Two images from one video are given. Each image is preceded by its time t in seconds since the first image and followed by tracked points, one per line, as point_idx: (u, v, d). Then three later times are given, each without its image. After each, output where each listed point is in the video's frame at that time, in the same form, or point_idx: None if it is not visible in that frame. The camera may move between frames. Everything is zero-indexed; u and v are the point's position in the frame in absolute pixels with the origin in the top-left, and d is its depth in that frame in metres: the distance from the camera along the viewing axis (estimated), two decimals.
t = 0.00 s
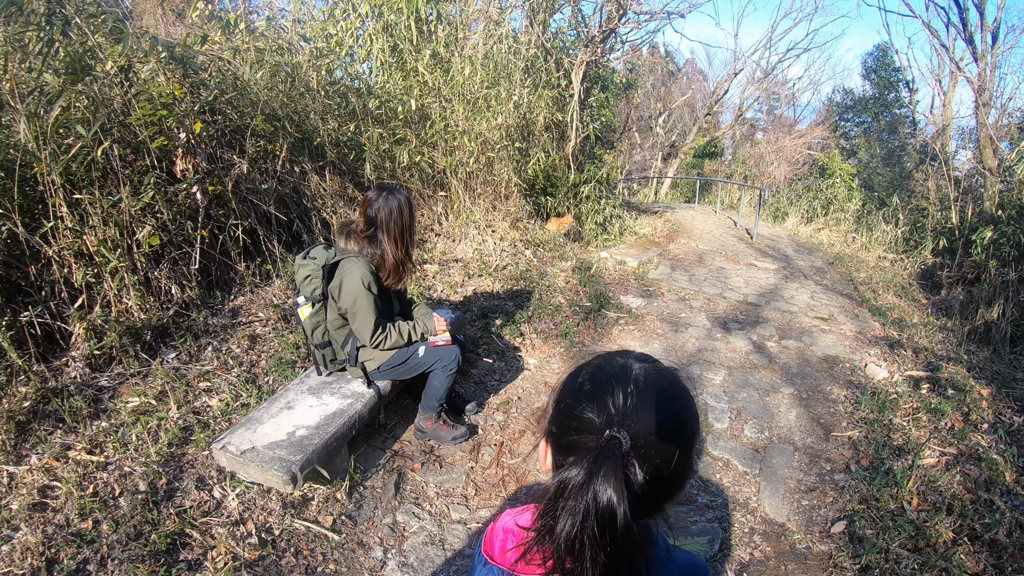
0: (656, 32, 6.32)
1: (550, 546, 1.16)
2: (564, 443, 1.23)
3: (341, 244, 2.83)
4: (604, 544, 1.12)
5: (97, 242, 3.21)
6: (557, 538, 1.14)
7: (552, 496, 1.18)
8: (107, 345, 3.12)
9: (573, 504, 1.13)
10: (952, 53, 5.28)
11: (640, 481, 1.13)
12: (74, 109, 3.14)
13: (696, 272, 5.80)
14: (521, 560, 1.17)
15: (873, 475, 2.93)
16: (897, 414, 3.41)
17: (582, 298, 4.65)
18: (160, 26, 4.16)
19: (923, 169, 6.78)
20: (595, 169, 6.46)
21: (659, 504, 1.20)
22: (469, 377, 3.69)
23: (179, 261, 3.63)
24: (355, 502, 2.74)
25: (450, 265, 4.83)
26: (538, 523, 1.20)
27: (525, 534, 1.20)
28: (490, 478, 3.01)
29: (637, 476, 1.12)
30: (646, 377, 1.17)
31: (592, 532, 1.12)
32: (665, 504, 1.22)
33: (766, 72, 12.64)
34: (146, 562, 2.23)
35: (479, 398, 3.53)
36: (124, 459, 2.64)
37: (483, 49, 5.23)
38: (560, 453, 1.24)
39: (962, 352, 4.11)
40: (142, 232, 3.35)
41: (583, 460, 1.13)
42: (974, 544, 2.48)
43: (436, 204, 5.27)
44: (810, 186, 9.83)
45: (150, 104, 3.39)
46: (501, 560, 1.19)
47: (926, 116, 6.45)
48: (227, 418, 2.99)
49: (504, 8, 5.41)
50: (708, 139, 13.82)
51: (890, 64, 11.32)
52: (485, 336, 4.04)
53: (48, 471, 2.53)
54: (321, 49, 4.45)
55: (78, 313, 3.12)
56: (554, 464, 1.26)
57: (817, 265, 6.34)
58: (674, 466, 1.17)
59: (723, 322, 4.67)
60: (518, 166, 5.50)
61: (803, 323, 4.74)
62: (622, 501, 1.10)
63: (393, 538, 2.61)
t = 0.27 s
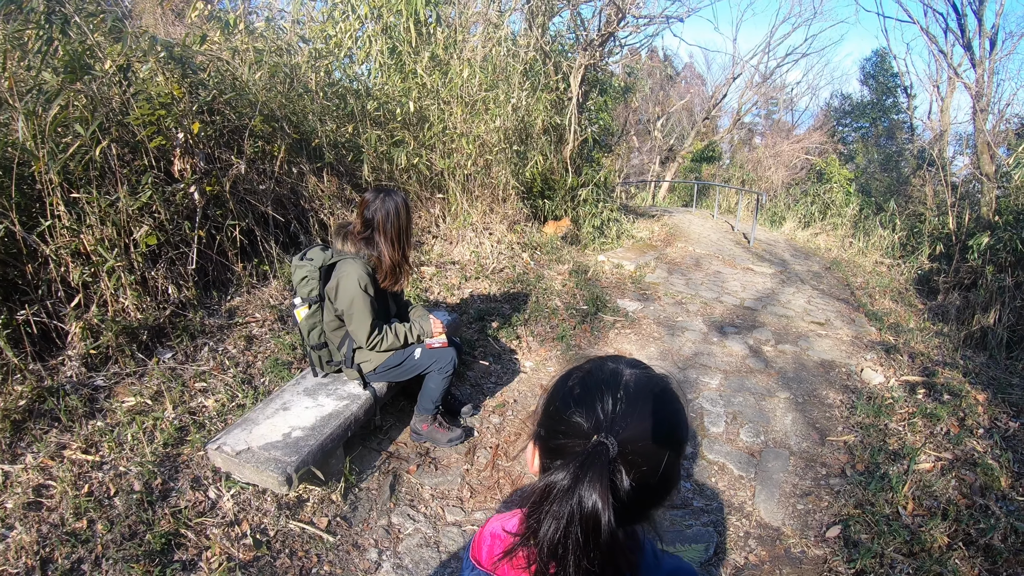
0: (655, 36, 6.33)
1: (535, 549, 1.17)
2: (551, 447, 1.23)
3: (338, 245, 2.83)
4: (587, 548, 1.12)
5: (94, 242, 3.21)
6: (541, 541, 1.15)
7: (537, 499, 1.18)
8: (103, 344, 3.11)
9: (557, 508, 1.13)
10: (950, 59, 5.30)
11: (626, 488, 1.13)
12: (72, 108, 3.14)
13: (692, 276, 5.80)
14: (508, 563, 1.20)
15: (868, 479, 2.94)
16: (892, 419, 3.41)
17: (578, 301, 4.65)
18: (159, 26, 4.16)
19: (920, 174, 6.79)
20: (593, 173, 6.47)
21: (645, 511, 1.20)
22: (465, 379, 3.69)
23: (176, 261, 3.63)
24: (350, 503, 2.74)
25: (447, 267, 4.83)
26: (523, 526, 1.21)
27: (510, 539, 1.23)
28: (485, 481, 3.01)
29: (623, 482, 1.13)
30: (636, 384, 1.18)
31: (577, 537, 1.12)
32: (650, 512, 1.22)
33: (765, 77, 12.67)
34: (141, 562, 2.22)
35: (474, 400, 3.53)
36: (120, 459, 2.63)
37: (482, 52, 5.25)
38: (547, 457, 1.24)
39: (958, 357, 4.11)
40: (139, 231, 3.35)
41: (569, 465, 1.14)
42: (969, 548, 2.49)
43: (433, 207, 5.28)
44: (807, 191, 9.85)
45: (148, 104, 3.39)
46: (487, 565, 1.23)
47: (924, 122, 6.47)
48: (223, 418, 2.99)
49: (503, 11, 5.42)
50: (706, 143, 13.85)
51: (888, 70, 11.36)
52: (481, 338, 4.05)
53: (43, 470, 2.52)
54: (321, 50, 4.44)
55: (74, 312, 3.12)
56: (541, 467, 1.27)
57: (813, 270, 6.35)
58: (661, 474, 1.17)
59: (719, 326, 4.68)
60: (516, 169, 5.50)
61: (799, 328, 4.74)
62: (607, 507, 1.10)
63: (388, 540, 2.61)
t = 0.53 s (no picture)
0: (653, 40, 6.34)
1: (522, 554, 1.18)
2: (540, 452, 1.24)
3: (335, 247, 2.83)
4: (575, 554, 1.13)
5: (91, 242, 3.21)
6: (529, 546, 1.15)
7: (525, 505, 1.19)
8: (99, 345, 3.11)
9: (545, 514, 1.14)
10: (948, 64, 5.30)
11: (614, 494, 1.14)
12: (70, 108, 3.14)
13: (689, 280, 5.81)
14: (495, 568, 1.21)
15: (863, 483, 2.94)
16: (888, 423, 3.42)
17: (575, 304, 4.66)
18: (158, 27, 4.17)
19: (917, 179, 6.80)
20: (591, 176, 6.47)
21: (632, 516, 1.21)
22: (461, 382, 3.69)
23: (173, 262, 3.63)
24: (345, 505, 2.74)
25: (444, 270, 4.83)
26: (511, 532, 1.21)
27: (497, 544, 1.24)
28: (480, 483, 3.01)
29: (611, 488, 1.14)
30: (625, 390, 1.19)
31: (564, 543, 1.13)
32: (637, 517, 1.23)
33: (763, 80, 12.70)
34: (136, 562, 2.22)
35: (470, 403, 3.54)
36: (116, 460, 2.63)
37: (481, 54, 5.24)
38: (536, 462, 1.25)
39: (954, 361, 4.12)
40: (137, 232, 3.35)
41: (557, 470, 1.14)
42: (964, 553, 2.49)
43: (431, 209, 5.29)
44: (805, 195, 9.87)
45: (146, 105, 3.40)
46: (474, 569, 1.24)
47: (921, 126, 6.48)
48: (219, 420, 2.99)
49: (502, 14, 5.43)
50: (704, 147, 13.87)
51: (886, 74, 11.39)
52: (478, 341, 4.05)
53: (39, 470, 2.52)
54: (319, 52, 4.45)
55: (71, 313, 3.12)
56: (530, 472, 1.28)
57: (811, 274, 6.36)
58: (648, 479, 1.18)
59: (716, 330, 4.69)
60: (514, 172, 5.51)
61: (796, 332, 4.75)
62: (595, 513, 1.11)
63: (384, 542, 2.61)
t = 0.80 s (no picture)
0: (652, 43, 6.36)
1: (509, 554, 1.19)
2: (533, 454, 1.25)
3: (333, 251, 2.83)
4: (560, 557, 1.14)
5: (90, 245, 3.21)
6: (516, 547, 1.16)
7: (514, 505, 1.20)
8: (97, 347, 3.11)
9: (533, 515, 1.15)
10: (946, 67, 5.31)
11: (603, 500, 1.15)
12: (69, 110, 3.14)
13: (688, 283, 5.82)
14: (485, 568, 1.23)
15: (861, 487, 2.94)
16: (886, 426, 3.42)
17: (573, 307, 4.66)
18: (157, 29, 4.17)
19: (915, 182, 6.82)
20: (589, 179, 6.48)
21: (621, 523, 1.22)
22: (458, 385, 3.69)
23: (171, 265, 3.63)
24: (343, 508, 2.74)
25: (442, 273, 4.83)
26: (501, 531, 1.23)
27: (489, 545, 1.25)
28: (478, 487, 3.01)
29: (600, 494, 1.14)
30: (622, 398, 1.20)
31: (550, 545, 1.14)
32: (626, 524, 1.23)
33: (762, 83, 12.72)
34: (134, 565, 2.22)
35: (468, 406, 3.54)
36: (113, 462, 2.63)
37: (480, 57, 5.25)
38: (529, 463, 1.26)
39: (952, 364, 4.12)
40: (135, 235, 3.35)
41: (548, 473, 1.15)
42: (961, 556, 2.49)
43: (429, 212, 5.29)
44: (803, 198, 9.88)
45: (145, 107, 3.40)
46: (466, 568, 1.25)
47: (919, 129, 6.49)
48: (217, 422, 2.99)
49: (500, 17, 5.45)
50: (702, 150, 13.89)
51: (884, 77, 11.43)
52: (475, 344, 4.05)
53: (36, 473, 2.52)
54: (317, 55, 4.45)
55: (69, 315, 3.12)
56: (522, 473, 1.29)
57: (809, 277, 6.36)
58: (639, 488, 1.19)
59: (714, 333, 4.69)
60: (512, 175, 5.52)
61: (794, 335, 4.75)
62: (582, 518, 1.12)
63: (381, 545, 2.61)
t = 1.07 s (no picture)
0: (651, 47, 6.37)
1: (504, 558, 1.20)
2: (529, 458, 1.25)
3: (332, 254, 2.84)
4: (554, 561, 1.15)
5: (89, 248, 3.21)
6: (511, 550, 1.17)
7: (510, 509, 1.20)
8: (96, 350, 3.12)
9: (528, 520, 1.15)
10: (944, 70, 5.33)
11: (597, 506, 1.15)
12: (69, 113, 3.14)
13: (686, 286, 5.83)
14: (481, 571, 1.25)
15: (859, 490, 2.95)
16: (884, 429, 3.42)
17: (572, 311, 4.67)
18: (157, 32, 4.18)
19: (914, 185, 6.83)
20: (588, 182, 6.49)
21: (615, 528, 1.22)
22: (457, 389, 3.70)
23: (170, 268, 3.63)
24: (342, 512, 2.74)
25: (441, 276, 4.83)
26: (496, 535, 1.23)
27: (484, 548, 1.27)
28: (476, 490, 3.01)
29: (595, 500, 1.15)
30: (618, 405, 1.20)
31: (544, 549, 1.14)
32: (620, 530, 1.24)
33: (760, 86, 12.75)
34: (133, 568, 2.22)
35: (467, 410, 3.54)
36: (112, 465, 2.64)
37: (479, 61, 5.27)
38: (524, 467, 1.26)
39: (951, 368, 4.13)
40: (134, 237, 3.35)
41: (543, 478, 1.16)
42: (959, 559, 2.50)
43: (428, 216, 5.30)
44: (802, 202, 9.89)
45: (144, 110, 3.40)
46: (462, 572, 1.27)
47: (917, 132, 6.51)
48: (216, 425, 2.99)
49: (499, 21, 5.47)
50: (701, 153, 13.90)
51: (883, 80, 11.45)
52: (474, 348, 4.05)
53: (35, 475, 2.52)
54: (316, 59, 4.46)
55: (68, 318, 3.12)
56: (518, 477, 1.29)
57: (807, 280, 6.37)
58: (633, 494, 1.19)
59: (712, 337, 4.70)
60: (511, 179, 5.53)
61: (792, 338, 4.76)
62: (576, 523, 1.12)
63: (380, 548, 2.62)
